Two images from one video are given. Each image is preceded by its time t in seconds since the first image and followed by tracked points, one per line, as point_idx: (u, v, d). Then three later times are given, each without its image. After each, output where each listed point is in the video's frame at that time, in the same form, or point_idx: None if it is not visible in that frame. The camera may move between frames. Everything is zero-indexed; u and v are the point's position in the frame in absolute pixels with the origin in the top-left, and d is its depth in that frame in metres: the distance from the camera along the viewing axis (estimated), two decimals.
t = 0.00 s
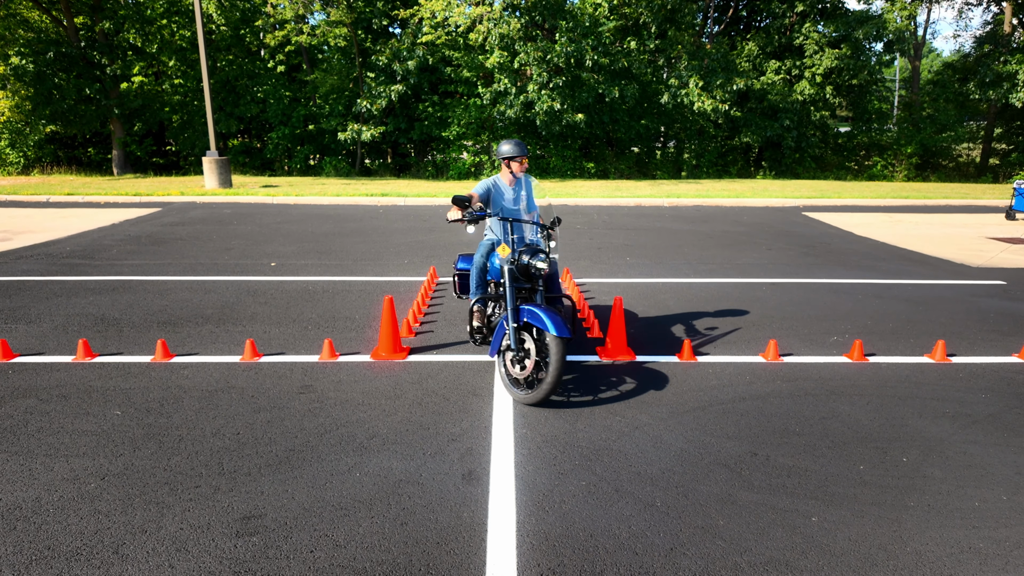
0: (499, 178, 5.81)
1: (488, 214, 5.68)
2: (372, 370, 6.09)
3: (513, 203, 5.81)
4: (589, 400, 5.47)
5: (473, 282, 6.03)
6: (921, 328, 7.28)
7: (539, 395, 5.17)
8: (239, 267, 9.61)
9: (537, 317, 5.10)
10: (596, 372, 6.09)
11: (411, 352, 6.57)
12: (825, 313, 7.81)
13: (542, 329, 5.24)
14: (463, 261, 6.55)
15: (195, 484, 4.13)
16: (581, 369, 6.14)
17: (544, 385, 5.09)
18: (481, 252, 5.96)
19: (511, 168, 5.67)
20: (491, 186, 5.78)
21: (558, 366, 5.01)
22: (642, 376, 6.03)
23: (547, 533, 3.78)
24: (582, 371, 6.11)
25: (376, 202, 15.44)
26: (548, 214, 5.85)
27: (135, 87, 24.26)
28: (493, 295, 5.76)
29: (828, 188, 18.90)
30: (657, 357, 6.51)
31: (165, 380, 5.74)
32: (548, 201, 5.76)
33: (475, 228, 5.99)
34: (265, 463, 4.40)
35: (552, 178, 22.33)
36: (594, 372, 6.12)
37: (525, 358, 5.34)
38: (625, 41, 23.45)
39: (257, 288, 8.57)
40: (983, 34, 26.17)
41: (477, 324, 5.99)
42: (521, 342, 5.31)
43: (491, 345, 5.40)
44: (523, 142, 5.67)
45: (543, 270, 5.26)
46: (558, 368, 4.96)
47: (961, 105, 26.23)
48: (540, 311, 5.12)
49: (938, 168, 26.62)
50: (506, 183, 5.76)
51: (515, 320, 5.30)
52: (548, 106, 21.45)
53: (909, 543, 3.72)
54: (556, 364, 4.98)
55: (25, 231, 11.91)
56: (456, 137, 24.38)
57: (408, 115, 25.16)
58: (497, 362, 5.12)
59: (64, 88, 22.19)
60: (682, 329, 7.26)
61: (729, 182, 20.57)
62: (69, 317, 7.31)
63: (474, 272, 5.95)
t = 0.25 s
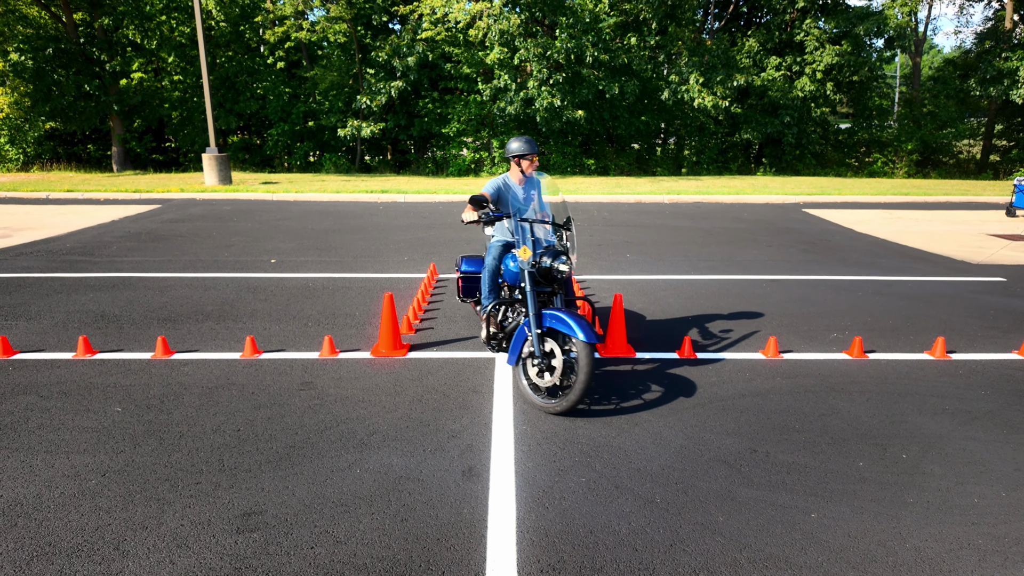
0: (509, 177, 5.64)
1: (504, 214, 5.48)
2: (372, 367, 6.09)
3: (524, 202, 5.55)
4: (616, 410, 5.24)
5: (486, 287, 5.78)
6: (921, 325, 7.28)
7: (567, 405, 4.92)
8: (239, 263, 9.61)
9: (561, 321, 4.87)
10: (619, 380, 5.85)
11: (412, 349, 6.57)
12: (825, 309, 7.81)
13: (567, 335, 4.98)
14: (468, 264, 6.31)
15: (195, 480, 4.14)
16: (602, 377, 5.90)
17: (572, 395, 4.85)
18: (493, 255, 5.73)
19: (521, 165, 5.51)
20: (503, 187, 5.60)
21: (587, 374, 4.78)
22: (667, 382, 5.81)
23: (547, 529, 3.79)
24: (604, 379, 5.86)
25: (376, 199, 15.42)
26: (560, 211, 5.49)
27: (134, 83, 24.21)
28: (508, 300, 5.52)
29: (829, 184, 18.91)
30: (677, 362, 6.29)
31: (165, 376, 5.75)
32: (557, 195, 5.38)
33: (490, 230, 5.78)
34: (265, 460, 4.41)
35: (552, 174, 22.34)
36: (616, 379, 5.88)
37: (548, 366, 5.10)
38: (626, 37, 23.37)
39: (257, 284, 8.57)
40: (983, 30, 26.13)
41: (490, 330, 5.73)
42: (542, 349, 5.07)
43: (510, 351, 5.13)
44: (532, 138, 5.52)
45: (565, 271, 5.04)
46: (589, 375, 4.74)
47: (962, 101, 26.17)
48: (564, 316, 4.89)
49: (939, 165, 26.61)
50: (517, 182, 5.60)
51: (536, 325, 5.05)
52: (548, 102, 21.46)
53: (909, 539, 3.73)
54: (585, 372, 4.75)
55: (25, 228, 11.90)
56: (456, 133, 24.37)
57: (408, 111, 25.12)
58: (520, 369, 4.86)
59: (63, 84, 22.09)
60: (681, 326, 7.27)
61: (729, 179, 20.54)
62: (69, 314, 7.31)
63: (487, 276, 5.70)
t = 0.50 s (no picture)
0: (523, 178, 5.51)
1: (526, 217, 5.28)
2: (372, 365, 6.09)
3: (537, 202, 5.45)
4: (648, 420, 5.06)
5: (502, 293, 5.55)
6: (920, 323, 7.28)
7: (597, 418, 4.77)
8: (238, 261, 9.61)
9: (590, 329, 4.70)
10: (650, 388, 5.65)
11: (412, 347, 6.57)
12: (825, 308, 7.81)
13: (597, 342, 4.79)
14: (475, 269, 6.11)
15: (195, 478, 4.14)
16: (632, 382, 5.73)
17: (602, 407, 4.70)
18: (508, 259, 5.50)
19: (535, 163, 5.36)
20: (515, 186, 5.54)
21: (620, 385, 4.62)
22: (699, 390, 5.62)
23: (547, 527, 3.79)
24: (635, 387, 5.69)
25: (376, 197, 15.40)
26: (577, 209, 5.21)
27: (133, 81, 24.18)
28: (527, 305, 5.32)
29: (829, 182, 18.91)
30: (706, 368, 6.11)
31: (165, 374, 5.75)
32: (572, 192, 5.06)
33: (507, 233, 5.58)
34: (265, 458, 4.41)
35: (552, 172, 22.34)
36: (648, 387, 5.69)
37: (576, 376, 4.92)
38: (626, 35, 23.35)
39: (257, 282, 8.57)
40: (983, 28, 26.11)
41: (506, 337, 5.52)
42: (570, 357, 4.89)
43: (535, 360, 4.94)
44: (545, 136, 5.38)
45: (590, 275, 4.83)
46: (624, 385, 4.58)
47: (961, 99, 26.17)
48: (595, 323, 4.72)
49: (938, 163, 26.59)
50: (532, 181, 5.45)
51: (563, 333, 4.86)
52: (548, 101, 21.47)
53: (908, 537, 3.74)
54: (619, 383, 4.59)
55: (25, 226, 11.89)
56: (456, 132, 24.36)
57: (407, 109, 25.10)
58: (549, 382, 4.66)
59: (62, 82, 22.10)
60: (681, 324, 7.26)
61: (729, 177, 20.57)
62: (69, 312, 7.31)
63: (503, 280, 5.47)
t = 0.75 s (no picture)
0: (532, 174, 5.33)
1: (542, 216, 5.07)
2: (363, 361, 6.09)
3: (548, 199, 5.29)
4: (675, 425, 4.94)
5: (513, 296, 5.33)
6: (909, 316, 7.33)
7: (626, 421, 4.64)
8: (227, 257, 9.56)
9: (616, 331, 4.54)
10: (673, 391, 5.52)
11: (403, 343, 6.57)
12: (814, 302, 7.84)
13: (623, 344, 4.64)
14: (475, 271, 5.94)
15: (185, 476, 4.13)
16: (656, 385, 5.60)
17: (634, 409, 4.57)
18: (518, 260, 5.28)
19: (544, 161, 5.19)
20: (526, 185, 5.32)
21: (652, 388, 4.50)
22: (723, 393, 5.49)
23: (539, 521, 3.81)
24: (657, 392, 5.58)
25: (366, 192, 15.35)
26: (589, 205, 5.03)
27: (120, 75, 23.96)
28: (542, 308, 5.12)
29: (818, 177, 18.98)
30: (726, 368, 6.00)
31: (154, 371, 5.73)
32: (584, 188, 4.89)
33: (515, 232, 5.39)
34: (256, 455, 4.40)
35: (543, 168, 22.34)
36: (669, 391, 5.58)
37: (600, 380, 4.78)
38: (617, 30, 23.29)
39: (247, 279, 8.53)
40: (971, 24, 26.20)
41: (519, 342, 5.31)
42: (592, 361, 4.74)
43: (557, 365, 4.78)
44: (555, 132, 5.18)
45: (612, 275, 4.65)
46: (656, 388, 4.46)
47: (949, 94, 26.32)
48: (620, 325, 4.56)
49: (926, 157, 26.66)
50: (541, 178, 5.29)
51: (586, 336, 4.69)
52: (540, 95, 21.44)
53: (895, 527, 3.78)
54: (651, 386, 4.48)
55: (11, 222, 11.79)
56: (447, 126, 24.30)
57: (397, 104, 25.00)
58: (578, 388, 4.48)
59: (48, 76, 21.86)
60: (672, 319, 7.28)
61: (720, 172, 20.59)
62: (56, 309, 7.27)
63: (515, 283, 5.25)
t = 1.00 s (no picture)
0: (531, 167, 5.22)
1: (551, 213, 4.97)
2: (342, 357, 6.08)
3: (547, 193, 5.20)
4: (692, 425, 4.87)
5: (516, 298, 5.16)
6: (881, 307, 7.44)
7: (647, 423, 4.56)
8: (202, 254, 9.46)
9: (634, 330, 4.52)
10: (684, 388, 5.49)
11: (382, 338, 6.57)
12: (789, 293, 7.94)
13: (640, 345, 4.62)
14: (466, 270, 5.85)
15: (161, 476, 4.11)
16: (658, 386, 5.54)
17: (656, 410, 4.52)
18: (519, 260, 5.14)
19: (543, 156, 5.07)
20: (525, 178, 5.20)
21: (674, 389, 4.49)
22: (732, 389, 5.47)
23: (520, 513, 3.85)
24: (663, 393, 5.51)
25: (344, 187, 15.26)
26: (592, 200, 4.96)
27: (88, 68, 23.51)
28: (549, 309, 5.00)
29: (793, 171, 19.21)
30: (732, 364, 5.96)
31: (127, 370, 5.67)
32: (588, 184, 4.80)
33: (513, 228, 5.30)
34: (233, 454, 4.38)
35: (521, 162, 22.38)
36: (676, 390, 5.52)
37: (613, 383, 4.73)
38: (594, 23, 23.34)
39: (222, 275, 8.45)
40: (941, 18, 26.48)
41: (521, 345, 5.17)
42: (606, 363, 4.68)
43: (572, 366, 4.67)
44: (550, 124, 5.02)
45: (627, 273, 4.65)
46: (677, 388, 4.43)
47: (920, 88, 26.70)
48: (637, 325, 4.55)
49: (898, 150, 27.14)
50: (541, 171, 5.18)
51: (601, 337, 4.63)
52: (518, 89, 21.42)
53: (867, 513, 3.89)
54: (671, 386, 4.45)
55: None
56: (425, 120, 24.19)
57: (374, 97, 24.82)
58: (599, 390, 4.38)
59: (12, 69, 21.39)
60: (650, 311, 7.35)
61: (697, 166, 20.77)
62: (25, 308, 7.15)
63: (518, 284, 5.11)
